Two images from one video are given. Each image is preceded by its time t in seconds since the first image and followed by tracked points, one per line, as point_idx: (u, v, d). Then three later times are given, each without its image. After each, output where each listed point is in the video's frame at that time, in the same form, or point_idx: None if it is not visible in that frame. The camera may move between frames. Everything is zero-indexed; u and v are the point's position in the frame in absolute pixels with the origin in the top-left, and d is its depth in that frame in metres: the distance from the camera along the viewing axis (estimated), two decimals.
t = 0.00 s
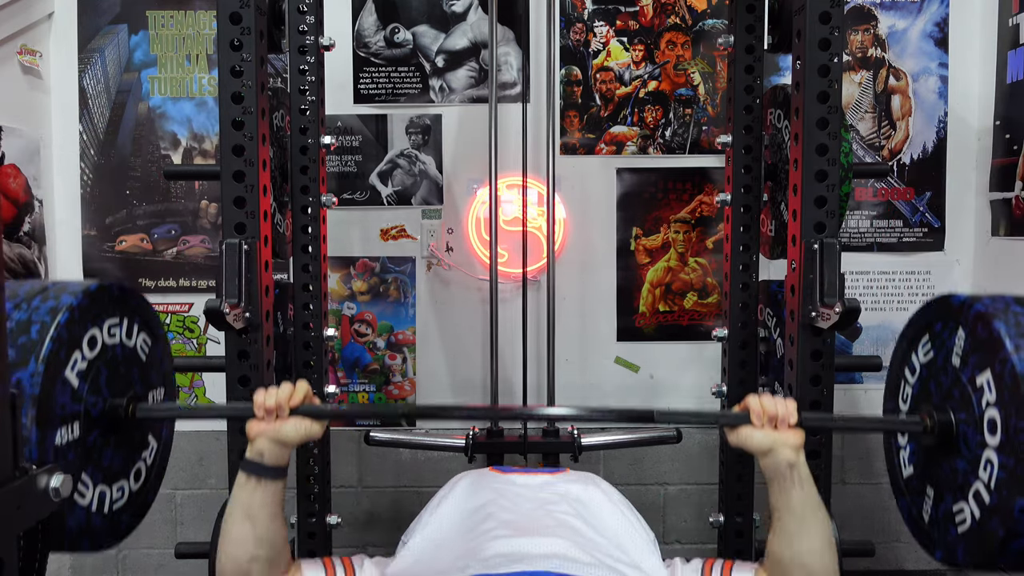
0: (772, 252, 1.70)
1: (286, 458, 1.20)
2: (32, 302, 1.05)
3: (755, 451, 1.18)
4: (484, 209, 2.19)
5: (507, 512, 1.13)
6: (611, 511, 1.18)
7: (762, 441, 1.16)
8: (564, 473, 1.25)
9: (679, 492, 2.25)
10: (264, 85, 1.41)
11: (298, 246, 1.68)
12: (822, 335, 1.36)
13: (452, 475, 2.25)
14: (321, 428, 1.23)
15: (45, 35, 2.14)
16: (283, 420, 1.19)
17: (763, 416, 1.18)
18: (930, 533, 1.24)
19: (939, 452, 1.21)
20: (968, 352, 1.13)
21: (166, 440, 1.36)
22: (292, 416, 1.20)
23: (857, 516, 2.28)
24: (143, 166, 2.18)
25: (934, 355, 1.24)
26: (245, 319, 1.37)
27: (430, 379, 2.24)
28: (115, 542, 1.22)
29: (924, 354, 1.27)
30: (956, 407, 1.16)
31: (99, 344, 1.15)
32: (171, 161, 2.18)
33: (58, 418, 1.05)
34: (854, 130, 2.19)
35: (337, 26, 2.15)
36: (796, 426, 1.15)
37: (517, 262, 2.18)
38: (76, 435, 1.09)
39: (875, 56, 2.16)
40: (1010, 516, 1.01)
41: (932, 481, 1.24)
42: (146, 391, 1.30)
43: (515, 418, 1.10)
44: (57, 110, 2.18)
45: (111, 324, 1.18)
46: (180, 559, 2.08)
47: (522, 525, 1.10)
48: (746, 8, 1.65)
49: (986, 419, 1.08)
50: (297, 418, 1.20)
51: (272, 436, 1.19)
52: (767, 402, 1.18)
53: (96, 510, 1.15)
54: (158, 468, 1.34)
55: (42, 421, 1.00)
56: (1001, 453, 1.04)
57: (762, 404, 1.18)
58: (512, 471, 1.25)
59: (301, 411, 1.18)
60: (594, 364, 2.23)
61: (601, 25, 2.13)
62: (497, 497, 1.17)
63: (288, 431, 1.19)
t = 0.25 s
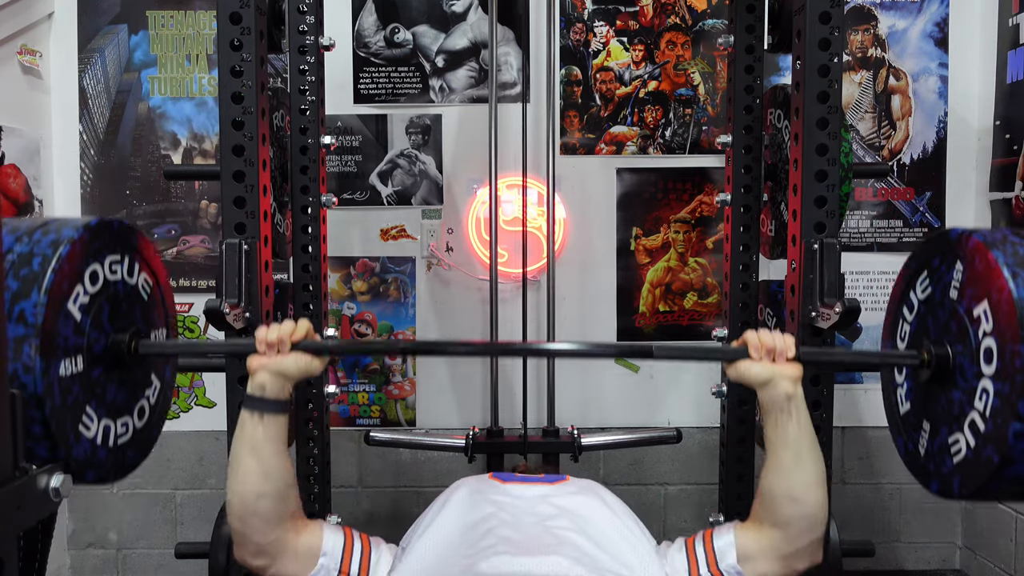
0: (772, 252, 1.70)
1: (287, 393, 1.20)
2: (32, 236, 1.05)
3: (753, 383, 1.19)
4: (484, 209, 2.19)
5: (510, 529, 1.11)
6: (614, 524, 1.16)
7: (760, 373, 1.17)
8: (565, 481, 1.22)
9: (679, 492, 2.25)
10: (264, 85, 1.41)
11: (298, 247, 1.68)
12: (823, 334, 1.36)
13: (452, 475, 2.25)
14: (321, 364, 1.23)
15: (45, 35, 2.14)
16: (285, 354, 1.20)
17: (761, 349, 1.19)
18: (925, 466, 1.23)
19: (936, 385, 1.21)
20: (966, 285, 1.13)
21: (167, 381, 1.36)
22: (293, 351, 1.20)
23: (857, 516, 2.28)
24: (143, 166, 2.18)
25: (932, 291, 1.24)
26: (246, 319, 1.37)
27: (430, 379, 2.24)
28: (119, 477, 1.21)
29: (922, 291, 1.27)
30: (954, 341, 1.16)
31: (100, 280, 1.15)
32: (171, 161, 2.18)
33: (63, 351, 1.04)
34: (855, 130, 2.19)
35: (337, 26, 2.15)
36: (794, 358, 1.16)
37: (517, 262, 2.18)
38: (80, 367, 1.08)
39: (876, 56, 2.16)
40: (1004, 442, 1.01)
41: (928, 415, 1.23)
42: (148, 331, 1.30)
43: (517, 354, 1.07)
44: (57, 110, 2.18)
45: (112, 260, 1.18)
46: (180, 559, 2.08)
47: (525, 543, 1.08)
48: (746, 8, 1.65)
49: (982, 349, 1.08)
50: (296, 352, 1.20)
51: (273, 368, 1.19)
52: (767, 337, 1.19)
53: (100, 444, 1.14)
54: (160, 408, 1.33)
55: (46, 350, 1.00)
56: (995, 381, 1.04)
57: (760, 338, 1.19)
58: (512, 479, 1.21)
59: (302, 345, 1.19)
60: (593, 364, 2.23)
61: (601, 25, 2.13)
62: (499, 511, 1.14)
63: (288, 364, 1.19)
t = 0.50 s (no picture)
0: (772, 252, 1.70)
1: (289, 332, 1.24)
2: (31, 165, 1.04)
3: (749, 326, 1.22)
4: (484, 209, 2.19)
5: (513, 539, 1.09)
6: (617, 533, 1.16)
7: (758, 315, 1.20)
8: (567, 487, 1.24)
9: (679, 492, 2.25)
10: (264, 84, 1.41)
11: (298, 247, 1.68)
12: (823, 334, 1.36)
13: (452, 475, 2.25)
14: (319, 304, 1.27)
15: (44, 35, 2.14)
16: (283, 293, 1.23)
17: (760, 291, 1.22)
18: (925, 411, 1.23)
19: (935, 329, 1.21)
20: (964, 225, 1.12)
21: (165, 327, 1.36)
22: (291, 291, 1.24)
23: (857, 517, 2.28)
24: (143, 166, 2.18)
25: (930, 236, 1.24)
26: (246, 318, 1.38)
27: (430, 379, 2.24)
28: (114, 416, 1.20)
29: (920, 238, 1.27)
30: (952, 283, 1.16)
31: (99, 216, 1.15)
32: (171, 161, 2.18)
33: (60, 281, 1.05)
34: (854, 130, 2.19)
35: (337, 26, 2.15)
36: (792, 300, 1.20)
37: (517, 262, 2.18)
38: (77, 299, 1.09)
39: (875, 56, 2.16)
40: (1002, 376, 1.00)
41: (927, 360, 1.23)
42: (147, 273, 1.30)
43: (513, 297, 1.15)
44: (57, 110, 2.18)
45: (110, 197, 1.18)
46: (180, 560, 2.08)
47: (527, 555, 1.06)
48: (746, 8, 1.65)
49: (981, 286, 1.07)
50: (294, 293, 1.24)
51: (273, 308, 1.22)
52: (764, 280, 1.22)
53: (96, 378, 1.13)
54: (158, 351, 1.33)
55: (42, 276, 1.00)
56: (993, 316, 1.03)
57: (759, 281, 1.22)
58: (513, 484, 1.25)
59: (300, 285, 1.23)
60: (593, 364, 2.23)
61: (601, 25, 2.13)
62: (504, 520, 1.13)
63: (287, 303, 1.23)
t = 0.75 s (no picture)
0: (772, 252, 1.70)
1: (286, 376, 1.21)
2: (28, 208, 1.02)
3: (753, 373, 1.19)
4: (484, 209, 2.19)
5: (512, 541, 1.09)
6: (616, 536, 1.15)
7: (760, 362, 1.18)
8: (567, 490, 1.25)
9: (679, 492, 2.25)
10: (264, 85, 1.41)
11: (298, 247, 1.68)
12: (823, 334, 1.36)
13: (452, 475, 2.25)
14: (319, 347, 1.23)
15: (45, 35, 2.14)
16: (283, 335, 1.20)
17: (762, 337, 1.20)
18: (931, 464, 1.22)
19: (940, 377, 1.20)
20: (969, 270, 1.12)
21: (164, 367, 1.36)
22: (291, 333, 1.21)
23: (857, 517, 2.28)
24: (143, 166, 2.18)
25: (934, 282, 1.24)
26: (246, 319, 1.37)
27: (430, 379, 2.24)
28: (112, 463, 1.20)
29: (924, 283, 1.27)
30: (958, 330, 1.16)
31: (98, 258, 1.16)
32: (171, 161, 2.18)
33: (58, 325, 1.03)
34: (854, 130, 2.19)
35: (338, 26, 2.15)
36: (795, 346, 1.17)
37: (517, 262, 2.18)
38: (75, 344, 1.08)
39: (876, 56, 2.16)
40: (1011, 429, 1.00)
41: (932, 409, 1.23)
42: (146, 313, 1.30)
43: (516, 339, 1.11)
44: (57, 110, 2.18)
45: (108, 239, 1.18)
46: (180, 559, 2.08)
47: (525, 558, 1.06)
48: (746, 8, 1.65)
49: (987, 335, 1.08)
50: (296, 335, 1.21)
51: (272, 350, 1.19)
52: (768, 324, 1.20)
53: (93, 426, 1.12)
54: (157, 394, 1.33)
55: (40, 322, 0.98)
56: (1001, 365, 1.04)
57: (761, 326, 1.20)
58: (513, 487, 1.25)
59: (301, 328, 1.20)
60: (593, 364, 2.23)
61: (601, 25, 2.13)
62: (503, 521, 1.13)
63: (287, 345, 1.20)
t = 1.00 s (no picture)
0: (772, 252, 1.70)
1: (283, 491, 1.23)
2: (29, 328, 1.05)
3: (757, 491, 1.20)
4: (484, 209, 2.19)
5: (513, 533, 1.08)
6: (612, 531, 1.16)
7: (764, 481, 1.18)
8: (565, 483, 1.24)
9: (679, 492, 2.25)
10: (264, 85, 1.41)
11: (298, 246, 1.68)
12: (822, 335, 1.36)
13: (452, 475, 2.25)
14: (318, 460, 1.24)
15: (45, 34, 2.14)
16: (282, 453, 1.22)
17: (767, 455, 1.20)
18: None
19: (947, 495, 1.22)
20: (976, 392, 1.14)
21: (163, 472, 1.36)
22: (290, 450, 1.22)
23: (857, 517, 2.28)
24: (143, 166, 2.18)
25: (942, 396, 1.25)
26: (245, 319, 1.37)
27: (430, 378, 2.24)
28: None
29: (933, 396, 1.28)
30: (964, 450, 1.17)
31: (97, 373, 1.16)
32: (171, 161, 2.18)
33: (52, 448, 1.05)
34: (855, 130, 2.19)
35: (338, 26, 2.15)
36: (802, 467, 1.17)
37: (517, 262, 2.19)
38: (70, 464, 1.09)
39: (876, 56, 2.16)
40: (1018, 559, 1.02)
41: (941, 527, 1.24)
42: (145, 422, 1.30)
43: (516, 455, 1.09)
44: (57, 110, 2.18)
45: (109, 352, 1.18)
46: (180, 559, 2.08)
47: (526, 547, 1.04)
48: (746, 8, 1.65)
49: (994, 461, 1.09)
50: (294, 453, 1.22)
51: (271, 469, 1.21)
52: (772, 442, 1.20)
53: (89, 544, 1.13)
54: (155, 499, 1.33)
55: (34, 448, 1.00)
56: (1009, 496, 1.05)
57: (766, 443, 1.20)
58: (513, 480, 1.25)
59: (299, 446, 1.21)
60: (593, 364, 2.23)
61: (601, 25, 2.13)
62: (504, 515, 1.12)
63: (286, 464, 1.22)
